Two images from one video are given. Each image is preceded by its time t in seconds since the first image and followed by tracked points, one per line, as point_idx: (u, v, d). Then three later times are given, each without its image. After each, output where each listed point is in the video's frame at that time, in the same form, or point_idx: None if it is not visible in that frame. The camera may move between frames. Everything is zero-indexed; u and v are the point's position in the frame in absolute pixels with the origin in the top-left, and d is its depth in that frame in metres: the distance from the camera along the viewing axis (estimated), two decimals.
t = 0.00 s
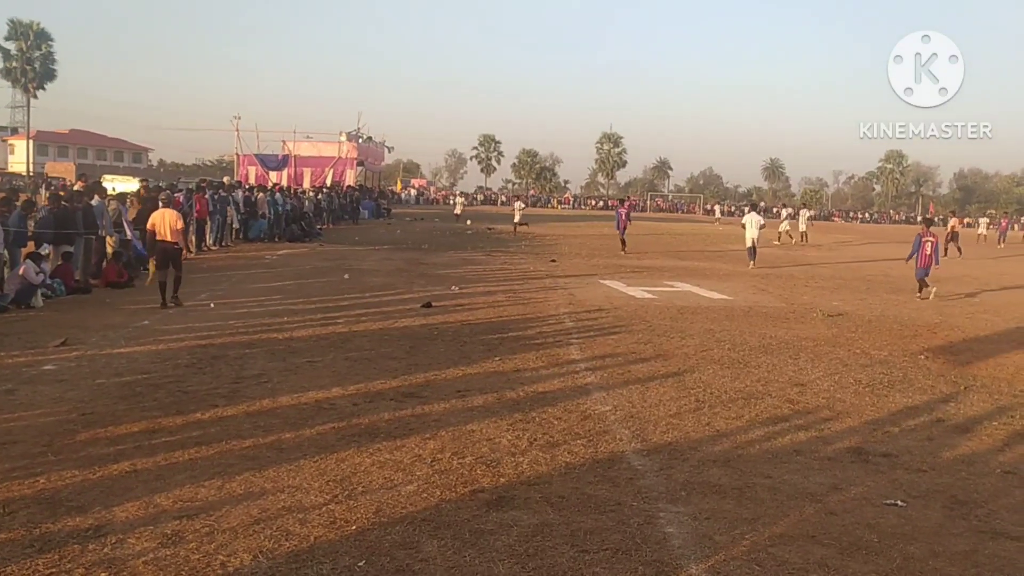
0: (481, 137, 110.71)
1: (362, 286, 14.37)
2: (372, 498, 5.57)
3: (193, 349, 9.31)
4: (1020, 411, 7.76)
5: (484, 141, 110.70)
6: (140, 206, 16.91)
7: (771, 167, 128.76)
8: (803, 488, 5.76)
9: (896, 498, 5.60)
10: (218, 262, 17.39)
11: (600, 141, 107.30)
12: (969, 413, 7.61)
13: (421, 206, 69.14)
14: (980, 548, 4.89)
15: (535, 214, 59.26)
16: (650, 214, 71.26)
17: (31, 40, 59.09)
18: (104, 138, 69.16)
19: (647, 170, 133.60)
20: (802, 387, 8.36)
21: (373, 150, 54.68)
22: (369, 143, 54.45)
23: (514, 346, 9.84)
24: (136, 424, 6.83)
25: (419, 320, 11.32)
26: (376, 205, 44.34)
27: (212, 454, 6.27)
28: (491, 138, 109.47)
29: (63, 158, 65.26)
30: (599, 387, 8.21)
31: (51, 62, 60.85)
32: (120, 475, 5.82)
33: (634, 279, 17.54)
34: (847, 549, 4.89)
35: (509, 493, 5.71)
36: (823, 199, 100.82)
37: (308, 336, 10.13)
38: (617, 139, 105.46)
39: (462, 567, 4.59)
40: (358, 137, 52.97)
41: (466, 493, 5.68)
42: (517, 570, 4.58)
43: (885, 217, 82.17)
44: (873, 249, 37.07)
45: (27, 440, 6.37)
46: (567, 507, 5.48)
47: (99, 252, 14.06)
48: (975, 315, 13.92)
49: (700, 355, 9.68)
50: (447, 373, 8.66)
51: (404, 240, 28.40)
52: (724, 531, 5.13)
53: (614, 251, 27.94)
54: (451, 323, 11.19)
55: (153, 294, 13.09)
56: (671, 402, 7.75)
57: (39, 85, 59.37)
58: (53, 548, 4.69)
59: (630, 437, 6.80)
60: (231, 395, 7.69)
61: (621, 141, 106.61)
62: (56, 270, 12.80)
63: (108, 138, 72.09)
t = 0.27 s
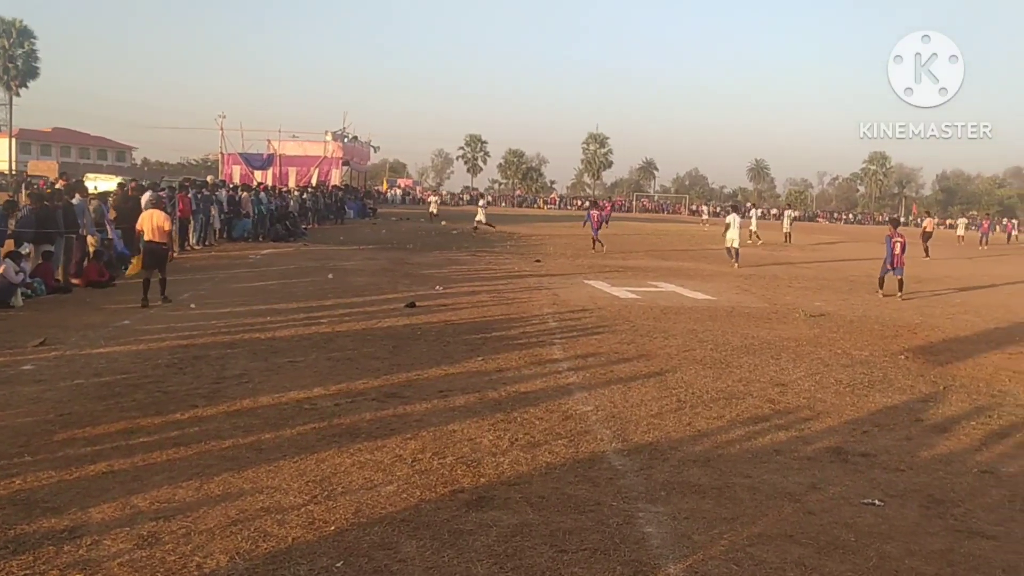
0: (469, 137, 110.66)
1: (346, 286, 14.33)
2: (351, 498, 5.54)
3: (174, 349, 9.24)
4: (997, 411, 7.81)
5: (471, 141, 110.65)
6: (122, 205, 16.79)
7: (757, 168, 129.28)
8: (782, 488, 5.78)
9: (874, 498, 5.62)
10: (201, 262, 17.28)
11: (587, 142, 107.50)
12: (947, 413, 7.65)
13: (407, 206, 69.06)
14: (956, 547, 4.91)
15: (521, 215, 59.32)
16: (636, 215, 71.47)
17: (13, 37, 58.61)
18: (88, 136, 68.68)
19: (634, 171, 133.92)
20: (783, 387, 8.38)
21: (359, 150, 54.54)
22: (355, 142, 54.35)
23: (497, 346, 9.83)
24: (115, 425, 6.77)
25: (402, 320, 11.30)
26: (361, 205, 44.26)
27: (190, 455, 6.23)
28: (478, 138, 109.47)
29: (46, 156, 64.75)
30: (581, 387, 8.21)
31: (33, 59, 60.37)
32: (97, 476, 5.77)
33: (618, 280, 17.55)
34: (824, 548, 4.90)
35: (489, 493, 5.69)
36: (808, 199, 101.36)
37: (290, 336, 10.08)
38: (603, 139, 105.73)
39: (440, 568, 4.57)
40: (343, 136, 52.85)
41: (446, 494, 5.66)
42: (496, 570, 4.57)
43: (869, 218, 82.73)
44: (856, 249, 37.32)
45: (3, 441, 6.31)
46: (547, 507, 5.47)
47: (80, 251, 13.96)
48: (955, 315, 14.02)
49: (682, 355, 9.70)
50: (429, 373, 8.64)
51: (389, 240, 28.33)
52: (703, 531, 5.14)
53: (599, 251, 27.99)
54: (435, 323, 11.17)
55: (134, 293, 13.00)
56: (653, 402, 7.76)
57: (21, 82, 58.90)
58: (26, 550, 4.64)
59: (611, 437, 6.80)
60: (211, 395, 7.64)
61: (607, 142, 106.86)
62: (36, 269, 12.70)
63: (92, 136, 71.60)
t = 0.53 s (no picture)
0: (438, 137, 110.39)
1: (314, 287, 14.22)
2: (315, 502, 5.48)
3: (136, 354, 9.10)
4: (956, 404, 7.94)
5: (441, 140, 110.39)
6: (84, 208, 16.50)
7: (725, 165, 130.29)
8: (746, 484, 5.81)
9: (836, 492, 5.68)
10: (166, 265, 17.06)
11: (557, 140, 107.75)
12: (907, 406, 7.77)
13: (377, 206, 68.77)
14: (915, 539, 4.97)
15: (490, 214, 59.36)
16: (605, 213, 71.80)
17: None
18: (50, 137, 67.52)
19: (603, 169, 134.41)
20: (747, 383, 8.45)
21: (327, 150, 54.17)
22: (323, 143, 54.02)
23: (464, 347, 9.81)
24: (74, 432, 6.64)
25: (370, 321, 11.24)
26: (329, 205, 44.00)
27: (151, 461, 6.13)
28: (448, 138, 109.27)
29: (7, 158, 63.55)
30: (547, 386, 8.21)
31: None
32: (55, 484, 5.64)
33: (586, 278, 17.60)
34: (787, 542, 4.93)
35: (454, 494, 5.67)
36: (775, 196, 102.48)
37: (255, 339, 9.98)
38: (572, 138, 106.08)
39: (404, 570, 4.54)
40: (311, 137, 52.47)
41: (411, 495, 5.62)
42: (460, 571, 4.54)
43: (835, 215, 83.82)
44: (820, 246, 37.83)
45: None
46: (512, 507, 5.46)
47: (40, 255, 13.69)
48: (916, 310, 14.23)
49: (648, 352, 9.74)
50: (395, 374, 8.59)
51: (358, 240, 28.18)
52: (667, 528, 5.15)
53: (568, 250, 28.07)
54: (402, 323, 11.13)
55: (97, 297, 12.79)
56: (619, 400, 7.79)
57: None
58: None
59: (577, 436, 6.81)
60: (173, 400, 7.53)
61: (576, 141, 107.22)
62: None
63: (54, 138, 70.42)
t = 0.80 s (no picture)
0: (403, 137, 109.94)
1: (279, 291, 14.10)
2: (280, 508, 5.43)
3: (97, 362, 8.95)
4: (914, 395, 8.09)
5: (406, 140, 109.95)
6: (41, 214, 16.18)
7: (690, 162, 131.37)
8: (710, 479, 5.87)
9: (798, 485, 5.75)
10: (127, 270, 16.80)
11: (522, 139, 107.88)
12: (867, 398, 7.90)
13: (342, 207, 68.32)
14: (875, 530, 5.05)
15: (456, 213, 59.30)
16: (571, 211, 72.06)
17: None
18: (6, 141, 66.18)
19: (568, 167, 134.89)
20: (711, 379, 8.53)
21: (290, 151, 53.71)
22: (286, 144, 53.54)
23: (430, 348, 9.78)
24: (32, 442, 6.51)
25: (335, 324, 11.17)
26: (293, 207, 43.64)
27: (112, 470, 6.03)
28: (413, 138, 108.87)
29: None
30: (514, 386, 8.23)
31: None
32: (12, 496, 5.52)
33: (551, 277, 17.64)
34: (750, 536, 4.99)
35: (421, 496, 5.65)
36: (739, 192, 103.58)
37: (219, 344, 9.86)
38: (537, 137, 106.31)
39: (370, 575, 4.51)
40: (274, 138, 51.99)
41: (377, 499, 5.59)
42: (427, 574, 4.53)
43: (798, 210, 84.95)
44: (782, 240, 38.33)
45: None
46: (478, 508, 5.45)
47: None
48: (875, 303, 14.47)
49: (614, 350, 9.79)
50: (361, 377, 8.54)
51: (323, 242, 28.01)
52: (633, 525, 5.18)
53: (534, 249, 28.12)
54: (368, 325, 11.08)
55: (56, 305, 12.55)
56: (585, 398, 7.82)
57: None
58: None
59: (543, 435, 6.82)
60: (135, 408, 7.42)
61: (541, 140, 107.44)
62: None
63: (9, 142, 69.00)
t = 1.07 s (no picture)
0: (395, 137, 109.79)
1: (271, 291, 14.06)
2: (274, 507, 5.41)
3: (89, 363, 8.91)
4: (907, 389, 8.11)
5: (398, 140, 109.81)
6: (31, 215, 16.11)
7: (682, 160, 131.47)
8: (703, 474, 5.87)
9: (791, 479, 5.76)
10: (119, 271, 16.73)
11: (514, 138, 107.86)
12: (861, 393, 7.91)
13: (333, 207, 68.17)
14: (869, 524, 5.06)
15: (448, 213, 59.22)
16: (564, 210, 72.09)
17: None
18: None
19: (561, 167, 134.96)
20: (704, 375, 8.54)
21: (282, 151, 53.56)
22: (278, 144, 53.41)
23: (423, 346, 9.76)
24: (24, 444, 6.46)
25: (328, 323, 11.14)
26: (284, 207, 43.52)
27: (104, 470, 5.99)
28: (404, 138, 108.74)
29: None
30: (508, 383, 8.22)
31: None
32: (4, 497, 5.48)
33: (544, 275, 17.63)
34: (744, 531, 4.99)
35: (415, 494, 5.63)
36: (731, 190, 103.79)
37: (212, 344, 9.83)
38: (529, 136, 106.31)
39: (364, 573, 4.49)
40: (265, 138, 51.86)
41: (371, 497, 5.58)
42: (421, 572, 4.52)
43: (790, 208, 85.16)
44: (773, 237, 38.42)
45: None
46: (472, 505, 5.44)
47: None
48: (868, 298, 14.50)
49: (607, 347, 9.79)
50: (355, 376, 8.52)
51: (316, 242, 27.96)
52: (627, 521, 5.18)
53: (527, 247, 28.10)
54: (361, 325, 11.05)
55: (47, 306, 12.49)
56: (578, 395, 7.82)
57: None
58: None
59: (537, 432, 6.82)
60: (127, 409, 7.39)
61: (533, 139, 107.46)
62: None
63: None
